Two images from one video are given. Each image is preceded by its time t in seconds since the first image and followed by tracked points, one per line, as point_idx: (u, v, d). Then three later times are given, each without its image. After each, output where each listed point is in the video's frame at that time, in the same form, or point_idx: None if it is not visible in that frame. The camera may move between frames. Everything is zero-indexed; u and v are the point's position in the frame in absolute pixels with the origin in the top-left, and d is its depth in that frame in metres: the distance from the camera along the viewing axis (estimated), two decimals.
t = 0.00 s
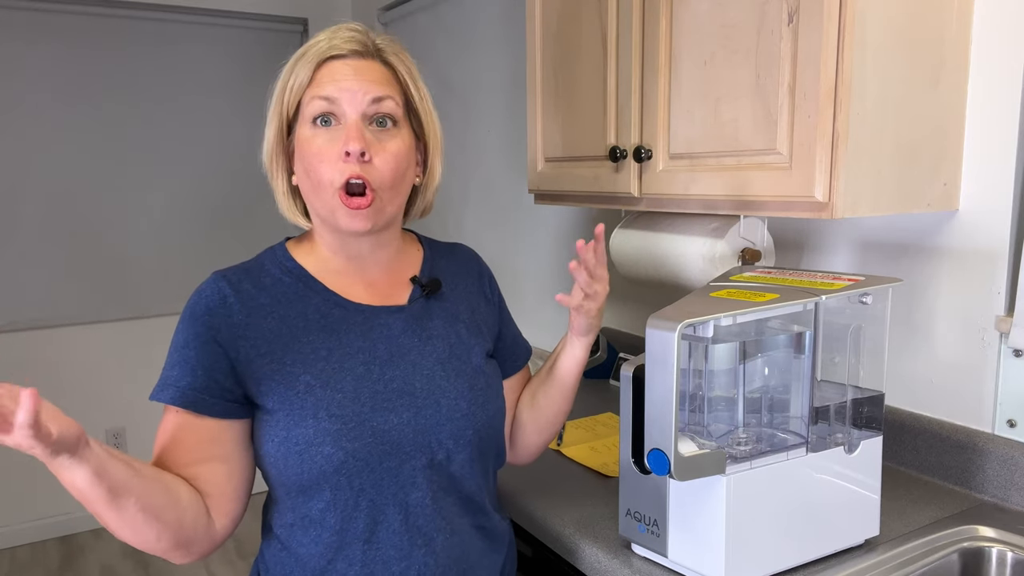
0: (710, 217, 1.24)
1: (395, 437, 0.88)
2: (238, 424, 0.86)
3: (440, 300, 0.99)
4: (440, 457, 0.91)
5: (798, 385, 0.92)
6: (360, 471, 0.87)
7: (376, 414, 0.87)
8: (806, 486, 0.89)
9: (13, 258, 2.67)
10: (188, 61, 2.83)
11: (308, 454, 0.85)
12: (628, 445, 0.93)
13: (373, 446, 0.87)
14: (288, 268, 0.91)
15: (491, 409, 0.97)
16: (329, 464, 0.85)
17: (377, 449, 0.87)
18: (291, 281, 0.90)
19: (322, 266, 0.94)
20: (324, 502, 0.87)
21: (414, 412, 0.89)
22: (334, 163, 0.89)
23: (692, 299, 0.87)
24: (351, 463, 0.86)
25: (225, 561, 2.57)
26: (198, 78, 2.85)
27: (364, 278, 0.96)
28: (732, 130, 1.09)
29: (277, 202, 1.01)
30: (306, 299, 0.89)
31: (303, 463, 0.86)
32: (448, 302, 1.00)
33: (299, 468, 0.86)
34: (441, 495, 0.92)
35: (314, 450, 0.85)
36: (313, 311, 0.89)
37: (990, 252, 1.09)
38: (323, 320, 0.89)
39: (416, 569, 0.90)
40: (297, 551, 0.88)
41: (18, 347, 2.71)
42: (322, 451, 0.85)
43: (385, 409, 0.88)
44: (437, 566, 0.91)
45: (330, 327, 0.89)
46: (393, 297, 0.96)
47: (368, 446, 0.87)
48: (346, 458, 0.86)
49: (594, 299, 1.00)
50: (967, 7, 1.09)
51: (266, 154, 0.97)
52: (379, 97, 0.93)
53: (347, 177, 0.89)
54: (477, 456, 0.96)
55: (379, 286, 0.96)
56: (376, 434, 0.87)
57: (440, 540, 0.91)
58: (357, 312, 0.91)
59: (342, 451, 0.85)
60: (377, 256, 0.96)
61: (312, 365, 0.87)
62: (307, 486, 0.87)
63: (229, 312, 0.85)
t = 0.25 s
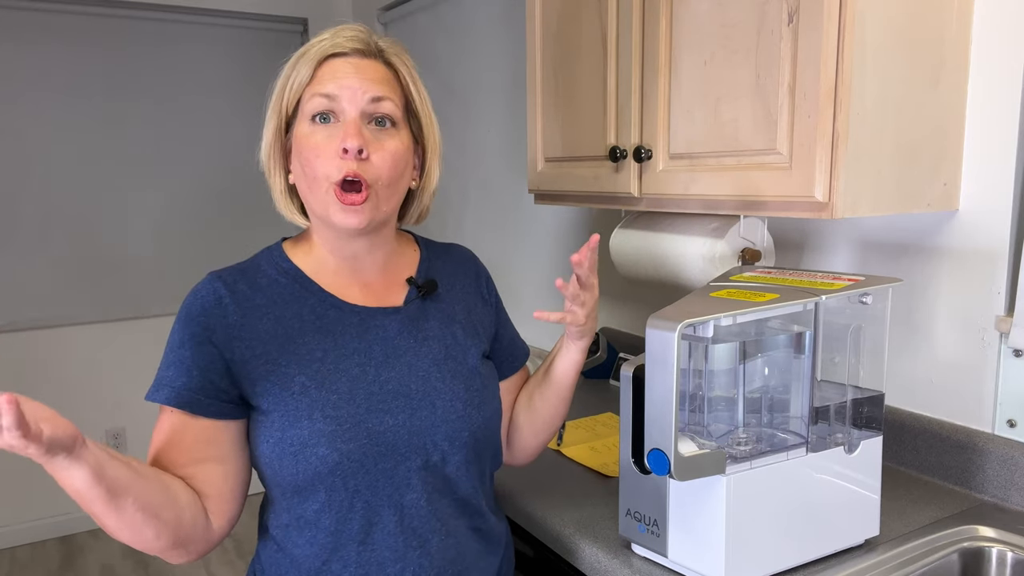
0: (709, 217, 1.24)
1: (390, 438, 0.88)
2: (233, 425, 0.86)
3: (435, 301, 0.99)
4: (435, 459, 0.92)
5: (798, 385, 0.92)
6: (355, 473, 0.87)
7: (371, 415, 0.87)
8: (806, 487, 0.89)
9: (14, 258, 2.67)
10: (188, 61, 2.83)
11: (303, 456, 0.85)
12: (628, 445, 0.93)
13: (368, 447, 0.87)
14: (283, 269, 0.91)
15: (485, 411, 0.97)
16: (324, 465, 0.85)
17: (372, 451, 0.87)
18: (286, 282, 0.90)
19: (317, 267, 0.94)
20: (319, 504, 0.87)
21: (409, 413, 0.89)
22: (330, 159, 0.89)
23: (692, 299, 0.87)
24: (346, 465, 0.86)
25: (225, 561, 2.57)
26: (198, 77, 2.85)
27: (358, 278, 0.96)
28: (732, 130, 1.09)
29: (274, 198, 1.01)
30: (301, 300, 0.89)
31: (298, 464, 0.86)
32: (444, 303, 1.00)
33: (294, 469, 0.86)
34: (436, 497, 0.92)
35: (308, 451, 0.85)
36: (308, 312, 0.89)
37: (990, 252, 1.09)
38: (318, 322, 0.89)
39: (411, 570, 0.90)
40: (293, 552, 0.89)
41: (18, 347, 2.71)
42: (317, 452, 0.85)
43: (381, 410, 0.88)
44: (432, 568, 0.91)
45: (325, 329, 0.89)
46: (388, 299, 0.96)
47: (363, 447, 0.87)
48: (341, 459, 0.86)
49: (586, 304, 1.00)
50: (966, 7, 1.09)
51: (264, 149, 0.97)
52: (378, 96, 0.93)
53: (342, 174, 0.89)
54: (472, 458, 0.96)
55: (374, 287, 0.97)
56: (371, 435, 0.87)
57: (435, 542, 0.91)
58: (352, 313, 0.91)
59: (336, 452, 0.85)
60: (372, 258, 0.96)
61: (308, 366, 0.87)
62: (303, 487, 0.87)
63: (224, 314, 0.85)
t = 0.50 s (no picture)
0: (709, 217, 1.24)
1: (387, 438, 0.88)
2: (228, 428, 0.86)
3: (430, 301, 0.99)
4: (432, 458, 0.92)
5: (798, 385, 0.92)
6: (351, 473, 0.86)
7: (367, 415, 0.87)
8: (806, 486, 0.89)
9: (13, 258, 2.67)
10: (188, 61, 2.83)
11: (299, 457, 0.85)
12: (628, 445, 0.93)
13: (365, 447, 0.87)
14: (278, 270, 0.91)
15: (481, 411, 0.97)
16: (321, 466, 0.86)
17: (368, 451, 0.87)
18: (281, 283, 0.90)
19: (313, 268, 0.94)
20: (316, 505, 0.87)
21: (406, 413, 0.89)
22: (347, 163, 0.89)
23: (692, 299, 0.87)
24: (343, 466, 0.86)
25: (225, 561, 2.56)
26: (198, 77, 2.85)
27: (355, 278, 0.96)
28: (732, 130, 1.09)
29: (270, 199, 1.01)
30: (296, 301, 0.89)
31: (295, 465, 0.86)
32: (439, 303, 1.00)
33: (291, 469, 0.86)
34: (433, 497, 0.92)
35: (305, 452, 0.86)
36: (303, 313, 0.89)
37: (990, 252, 1.09)
38: (313, 323, 0.89)
39: (409, 569, 0.90)
40: (290, 553, 0.89)
41: (18, 347, 2.71)
42: (313, 452, 0.85)
43: (377, 410, 0.88)
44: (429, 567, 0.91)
45: (321, 330, 0.89)
46: (385, 299, 0.96)
47: (360, 448, 0.87)
48: (337, 460, 0.86)
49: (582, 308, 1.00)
50: (966, 7, 1.09)
51: (268, 149, 0.96)
52: (392, 104, 0.93)
53: (362, 179, 0.88)
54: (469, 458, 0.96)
55: (371, 287, 0.96)
56: (367, 436, 0.87)
57: (433, 541, 0.91)
58: (347, 313, 0.91)
59: (333, 453, 0.86)
60: (369, 258, 0.96)
61: (304, 367, 0.86)
62: (300, 487, 0.87)
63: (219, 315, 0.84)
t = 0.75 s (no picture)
0: (709, 217, 1.24)
1: (387, 430, 0.89)
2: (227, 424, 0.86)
3: (430, 294, 0.99)
4: (432, 452, 0.92)
5: (798, 385, 0.92)
6: (350, 466, 0.87)
7: (370, 409, 0.88)
8: (806, 486, 0.89)
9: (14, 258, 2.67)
10: (188, 61, 2.83)
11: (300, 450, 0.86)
12: (628, 445, 0.93)
13: (367, 439, 0.88)
14: (276, 267, 0.91)
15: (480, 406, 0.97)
16: (323, 459, 0.86)
17: (368, 443, 0.88)
18: (280, 279, 0.90)
19: (313, 264, 0.94)
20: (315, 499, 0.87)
21: (408, 406, 0.90)
22: (390, 161, 0.90)
23: (692, 299, 0.87)
24: (343, 458, 0.87)
25: (225, 561, 2.56)
26: (198, 77, 2.85)
27: (356, 271, 0.96)
28: (732, 129, 1.09)
29: (277, 195, 0.93)
30: (296, 295, 0.89)
31: (296, 458, 0.86)
32: (436, 296, 1.00)
33: (293, 463, 0.86)
34: (433, 490, 0.92)
35: (309, 445, 0.86)
36: (303, 307, 0.88)
37: (989, 252, 1.09)
38: (314, 316, 0.88)
39: (409, 563, 0.90)
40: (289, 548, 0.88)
41: (18, 347, 2.71)
42: (316, 445, 0.86)
43: (380, 403, 0.88)
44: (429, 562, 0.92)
45: (322, 323, 0.88)
46: (385, 291, 0.96)
47: (362, 440, 0.87)
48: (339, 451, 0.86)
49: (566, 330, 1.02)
50: (966, 8, 1.09)
51: (288, 138, 0.89)
52: (419, 106, 0.95)
53: (405, 176, 0.91)
54: (468, 452, 0.96)
55: (372, 280, 0.97)
56: (366, 428, 0.88)
57: (434, 535, 0.92)
58: (348, 308, 0.90)
59: (336, 445, 0.86)
60: (371, 252, 0.97)
61: (306, 361, 0.86)
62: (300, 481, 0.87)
63: (218, 311, 0.85)
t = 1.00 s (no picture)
0: (709, 217, 1.24)
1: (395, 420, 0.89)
2: (236, 422, 0.84)
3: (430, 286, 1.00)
4: (438, 443, 0.92)
5: (798, 385, 0.92)
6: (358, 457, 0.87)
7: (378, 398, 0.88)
8: (806, 486, 0.89)
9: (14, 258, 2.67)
10: (188, 60, 2.83)
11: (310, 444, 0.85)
12: (628, 445, 0.93)
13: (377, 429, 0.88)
14: (278, 264, 0.90)
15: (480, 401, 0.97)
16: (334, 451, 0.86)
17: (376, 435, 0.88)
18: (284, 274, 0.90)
19: (318, 261, 0.94)
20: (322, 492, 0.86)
21: (416, 393, 0.91)
22: (405, 165, 0.91)
23: (692, 299, 0.87)
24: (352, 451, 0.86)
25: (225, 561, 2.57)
26: (198, 77, 2.85)
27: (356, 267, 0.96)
28: (732, 130, 1.09)
29: (284, 190, 0.90)
30: (302, 289, 0.89)
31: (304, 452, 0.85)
32: (435, 286, 1.01)
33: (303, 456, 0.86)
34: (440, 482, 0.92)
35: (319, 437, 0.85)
36: (308, 300, 0.88)
37: (990, 252, 1.09)
38: (318, 310, 0.88)
39: (423, 551, 0.90)
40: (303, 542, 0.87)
41: (18, 347, 2.71)
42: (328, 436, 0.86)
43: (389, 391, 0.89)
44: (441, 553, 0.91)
45: (331, 316, 0.88)
46: (385, 283, 0.97)
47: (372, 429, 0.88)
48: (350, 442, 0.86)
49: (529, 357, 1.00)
50: (966, 8, 1.09)
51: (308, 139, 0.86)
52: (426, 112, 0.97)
53: (416, 180, 0.93)
54: (473, 443, 0.96)
55: (371, 275, 0.97)
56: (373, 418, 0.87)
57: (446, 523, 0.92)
58: (353, 301, 0.90)
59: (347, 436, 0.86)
60: (370, 248, 0.97)
61: (316, 352, 0.86)
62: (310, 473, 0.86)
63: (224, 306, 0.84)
